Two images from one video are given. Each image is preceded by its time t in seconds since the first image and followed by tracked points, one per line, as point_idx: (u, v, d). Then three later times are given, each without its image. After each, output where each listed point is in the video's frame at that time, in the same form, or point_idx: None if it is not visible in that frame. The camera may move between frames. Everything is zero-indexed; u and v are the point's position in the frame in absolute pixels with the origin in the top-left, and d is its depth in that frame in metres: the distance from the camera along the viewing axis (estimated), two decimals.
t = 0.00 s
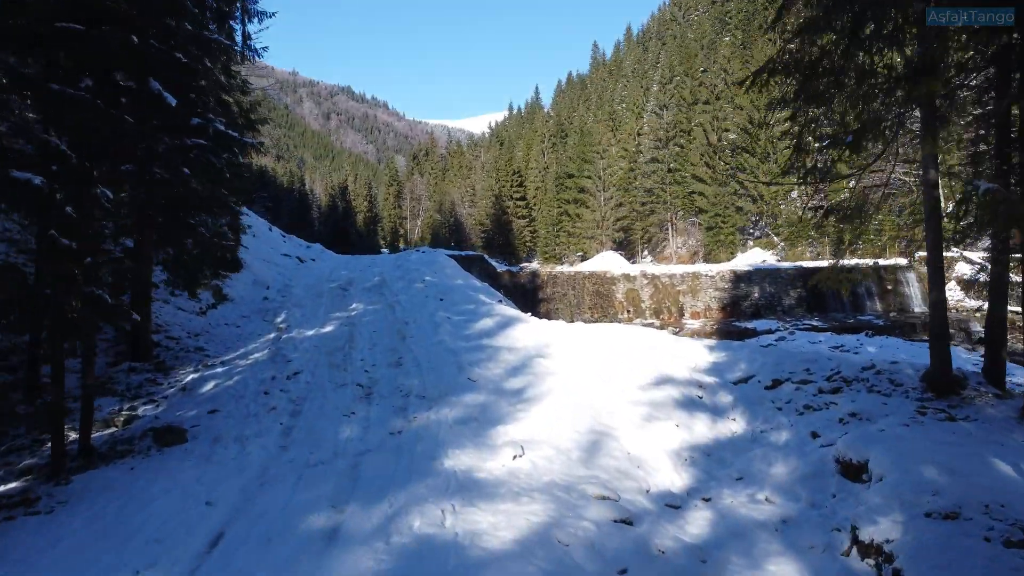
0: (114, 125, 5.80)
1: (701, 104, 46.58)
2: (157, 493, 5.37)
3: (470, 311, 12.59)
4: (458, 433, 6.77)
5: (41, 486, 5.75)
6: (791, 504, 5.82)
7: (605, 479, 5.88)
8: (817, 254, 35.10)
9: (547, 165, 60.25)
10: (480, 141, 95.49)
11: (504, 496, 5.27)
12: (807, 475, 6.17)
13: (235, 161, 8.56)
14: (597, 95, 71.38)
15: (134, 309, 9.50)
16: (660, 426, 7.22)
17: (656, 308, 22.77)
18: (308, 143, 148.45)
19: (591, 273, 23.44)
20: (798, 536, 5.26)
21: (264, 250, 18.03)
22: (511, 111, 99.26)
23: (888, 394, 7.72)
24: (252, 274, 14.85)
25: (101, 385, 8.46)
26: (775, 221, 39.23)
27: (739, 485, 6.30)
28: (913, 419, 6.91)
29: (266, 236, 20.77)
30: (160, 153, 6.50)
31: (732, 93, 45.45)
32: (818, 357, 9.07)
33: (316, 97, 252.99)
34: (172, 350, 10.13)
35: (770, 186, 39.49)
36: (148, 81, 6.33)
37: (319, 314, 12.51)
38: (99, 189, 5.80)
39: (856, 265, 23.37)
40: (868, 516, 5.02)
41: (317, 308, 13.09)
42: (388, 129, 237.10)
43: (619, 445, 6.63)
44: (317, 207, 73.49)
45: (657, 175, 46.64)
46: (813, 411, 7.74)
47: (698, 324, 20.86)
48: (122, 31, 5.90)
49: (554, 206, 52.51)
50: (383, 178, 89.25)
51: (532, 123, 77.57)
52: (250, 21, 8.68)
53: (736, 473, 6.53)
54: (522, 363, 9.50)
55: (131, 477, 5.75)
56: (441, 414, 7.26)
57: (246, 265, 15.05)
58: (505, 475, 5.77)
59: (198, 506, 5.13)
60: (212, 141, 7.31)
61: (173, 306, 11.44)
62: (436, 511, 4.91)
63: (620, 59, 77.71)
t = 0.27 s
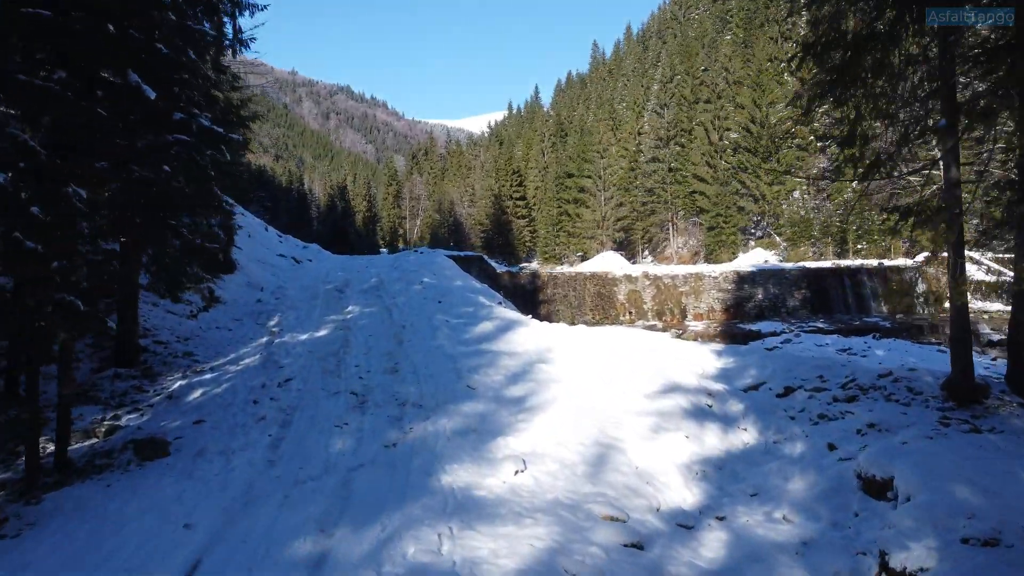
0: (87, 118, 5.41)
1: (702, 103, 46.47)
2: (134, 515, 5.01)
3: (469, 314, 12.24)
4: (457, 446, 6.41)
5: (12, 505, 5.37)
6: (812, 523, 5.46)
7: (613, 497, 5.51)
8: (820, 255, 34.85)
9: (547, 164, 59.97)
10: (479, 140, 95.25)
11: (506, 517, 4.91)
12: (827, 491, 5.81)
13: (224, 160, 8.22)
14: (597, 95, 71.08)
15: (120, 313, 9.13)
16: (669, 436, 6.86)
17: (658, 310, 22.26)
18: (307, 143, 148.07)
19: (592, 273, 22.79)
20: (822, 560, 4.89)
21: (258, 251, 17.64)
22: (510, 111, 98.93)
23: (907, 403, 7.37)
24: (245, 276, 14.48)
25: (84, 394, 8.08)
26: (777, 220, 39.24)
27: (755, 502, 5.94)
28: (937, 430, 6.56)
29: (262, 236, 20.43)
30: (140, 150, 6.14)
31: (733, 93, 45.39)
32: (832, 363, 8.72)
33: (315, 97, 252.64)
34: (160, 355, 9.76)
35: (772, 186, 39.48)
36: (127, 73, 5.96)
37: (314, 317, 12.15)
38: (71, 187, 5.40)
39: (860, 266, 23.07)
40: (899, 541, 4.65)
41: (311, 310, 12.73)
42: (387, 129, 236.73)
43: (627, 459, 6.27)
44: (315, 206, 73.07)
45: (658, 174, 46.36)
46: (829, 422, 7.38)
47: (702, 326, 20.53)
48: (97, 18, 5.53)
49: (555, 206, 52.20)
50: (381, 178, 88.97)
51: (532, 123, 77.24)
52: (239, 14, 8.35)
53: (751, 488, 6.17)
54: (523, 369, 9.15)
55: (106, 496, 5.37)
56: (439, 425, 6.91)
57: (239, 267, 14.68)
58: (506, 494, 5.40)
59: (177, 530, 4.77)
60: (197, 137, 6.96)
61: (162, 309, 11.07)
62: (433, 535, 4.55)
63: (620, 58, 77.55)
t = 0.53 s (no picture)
0: (63, 110, 5.05)
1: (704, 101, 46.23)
2: (114, 537, 4.66)
3: (472, 317, 11.90)
4: (460, 458, 6.07)
5: None
6: (839, 542, 5.11)
7: (628, 515, 5.16)
8: (823, 254, 34.58)
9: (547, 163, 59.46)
10: (479, 138, 94.96)
11: (514, 540, 4.56)
12: (854, 506, 5.45)
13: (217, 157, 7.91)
14: (597, 94, 70.81)
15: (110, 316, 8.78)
16: (684, 447, 6.51)
17: (662, 311, 21.68)
18: (307, 141, 147.66)
19: (597, 272, 21.96)
20: None
21: (255, 251, 17.29)
22: (510, 110, 98.55)
23: (932, 412, 7.03)
24: (241, 276, 14.12)
25: (70, 401, 7.71)
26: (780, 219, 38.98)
27: (776, 518, 5.59)
28: (966, 441, 6.22)
29: (259, 235, 20.09)
30: (123, 144, 5.80)
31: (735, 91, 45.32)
32: (849, 369, 8.38)
33: (315, 96, 252.22)
34: (152, 359, 9.40)
35: (774, 185, 39.44)
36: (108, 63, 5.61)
37: (311, 319, 11.80)
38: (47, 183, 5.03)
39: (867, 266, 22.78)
40: (938, 565, 4.31)
41: (308, 312, 12.38)
42: (387, 128, 236.33)
43: (640, 472, 5.92)
44: (314, 206, 72.67)
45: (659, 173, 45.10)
46: (850, 432, 7.04)
47: (707, 327, 20.21)
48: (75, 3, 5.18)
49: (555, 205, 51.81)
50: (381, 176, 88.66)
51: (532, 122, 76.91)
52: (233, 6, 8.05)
53: (772, 503, 5.83)
54: (528, 374, 8.80)
55: (86, 516, 5.01)
56: (442, 435, 6.56)
57: (234, 267, 14.32)
58: (513, 512, 5.06)
59: (159, 554, 4.42)
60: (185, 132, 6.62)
61: (154, 312, 10.72)
62: (436, 561, 4.20)
63: (620, 57, 77.39)
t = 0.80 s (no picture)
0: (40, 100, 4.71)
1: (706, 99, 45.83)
2: (97, 561, 4.31)
3: (476, 320, 11.56)
4: (469, 471, 5.73)
5: None
6: (875, 563, 4.77)
7: (649, 535, 4.82)
8: (828, 254, 34.28)
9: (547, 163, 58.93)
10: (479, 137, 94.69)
11: (530, 564, 4.22)
12: (889, 523, 5.10)
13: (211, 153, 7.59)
14: (598, 92, 70.49)
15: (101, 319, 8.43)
16: (704, 458, 6.17)
17: (668, 311, 21.28)
18: (306, 140, 147.38)
19: (602, 272, 21.60)
20: None
21: (253, 250, 16.95)
22: (511, 109, 98.25)
23: (962, 421, 6.70)
24: (238, 277, 13.78)
25: (58, 409, 7.36)
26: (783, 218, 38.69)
27: (805, 536, 5.26)
28: (1003, 453, 5.89)
29: (257, 235, 19.76)
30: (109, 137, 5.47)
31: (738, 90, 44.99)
32: (871, 376, 8.05)
33: (314, 95, 251.83)
34: (145, 364, 9.05)
35: (778, 184, 39.01)
36: (93, 51, 5.28)
37: (310, 321, 11.46)
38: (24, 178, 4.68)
39: (874, 265, 22.47)
40: None
41: (307, 314, 12.03)
42: (387, 127, 235.93)
43: (659, 487, 5.58)
44: (314, 205, 72.34)
45: (660, 172, 44.33)
46: (877, 442, 6.70)
47: (713, 327, 19.89)
48: None
49: (556, 204, 51.48)
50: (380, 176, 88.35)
51: (533, 121, 76.57)
52: None
53: (799, 519, 5.48)
54: (537, 380, 8.47)
55: (68, 537, 4.66)
56: (448, 446, 6.21)
57: (232, 268, 13.97)
58: (526, 532, 4.72)
59: None
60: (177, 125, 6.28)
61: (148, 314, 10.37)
62: None
63: (621, 55, 77.19)
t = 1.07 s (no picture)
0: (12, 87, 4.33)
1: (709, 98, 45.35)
2: None
3: (480, 322, 11.20)
4: (477, 487, 5.37)
5: None
6: None
7: (674, 561, 4.46)
8: (832, 253, 33.95)
9: (547, 161, 58.15)
10: (479, 137, 94.44)
11: None
12: (928, 542, 4.76)
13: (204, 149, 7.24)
14: (599, 91, 70.11)
15: (91, 323, 8.06)
16: (728, 472, 5.80)
17: (673, 312, 20.91)
18: (306, 139, 147.06)
19: (605, 272, 21.23)
20: None
21: (251, 250, 16.59)
22: (511, 108, 97.85)
23: (998, 432, 6.34)
24: (235, 278, 13.42)
25: (42, 418, 6.97)
26: (786, 218, 38.38)
27: (841, 556, 4.89)
28: None
29: (256, 235, 19.41)
30: (91, 130, 5.14)
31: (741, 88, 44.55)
32: (896, 384, 7.69)
33: (314, 93, 251.68)
34: (137, 369, 8.67)
35: (781, 182, 38.74)
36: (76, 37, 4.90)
37: (309, 324, 11.10)
38: None
39: (882, 265, 22.12)
40: None
41: (306, 316, 11.67)
42: (386, 126, 235.51)
43: (681, 504, 5.22)
44: (313, 204, 72.00)
45: (662, 171, 44.43)
46: (909, 455, 6.34)
47: (720, 329, 19.55)
48: None
49: (557, 203, 51.14)
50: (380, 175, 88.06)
51: (533, 119, 76.17)
52: None
53: (832, 538, 5.11)
54: (546, 387, 8.11)
55: (46, 562, 4.28)
56: (455, 459, 5.85)
57: (229, 268, 13.61)
58: (542, 557, 4.37)
59: None
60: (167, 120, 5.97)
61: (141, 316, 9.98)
62: None
63: (622, 54, 76.88)
